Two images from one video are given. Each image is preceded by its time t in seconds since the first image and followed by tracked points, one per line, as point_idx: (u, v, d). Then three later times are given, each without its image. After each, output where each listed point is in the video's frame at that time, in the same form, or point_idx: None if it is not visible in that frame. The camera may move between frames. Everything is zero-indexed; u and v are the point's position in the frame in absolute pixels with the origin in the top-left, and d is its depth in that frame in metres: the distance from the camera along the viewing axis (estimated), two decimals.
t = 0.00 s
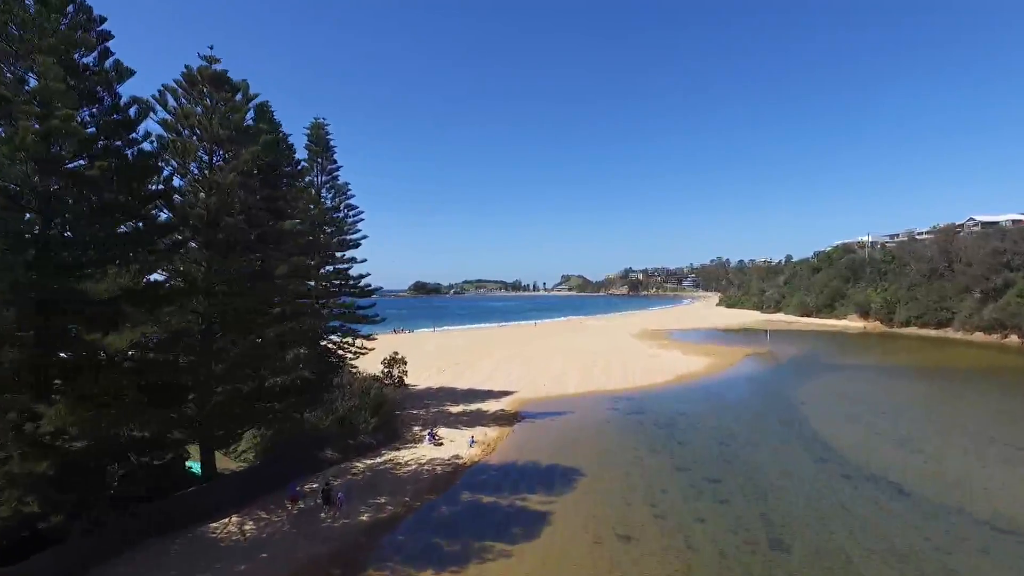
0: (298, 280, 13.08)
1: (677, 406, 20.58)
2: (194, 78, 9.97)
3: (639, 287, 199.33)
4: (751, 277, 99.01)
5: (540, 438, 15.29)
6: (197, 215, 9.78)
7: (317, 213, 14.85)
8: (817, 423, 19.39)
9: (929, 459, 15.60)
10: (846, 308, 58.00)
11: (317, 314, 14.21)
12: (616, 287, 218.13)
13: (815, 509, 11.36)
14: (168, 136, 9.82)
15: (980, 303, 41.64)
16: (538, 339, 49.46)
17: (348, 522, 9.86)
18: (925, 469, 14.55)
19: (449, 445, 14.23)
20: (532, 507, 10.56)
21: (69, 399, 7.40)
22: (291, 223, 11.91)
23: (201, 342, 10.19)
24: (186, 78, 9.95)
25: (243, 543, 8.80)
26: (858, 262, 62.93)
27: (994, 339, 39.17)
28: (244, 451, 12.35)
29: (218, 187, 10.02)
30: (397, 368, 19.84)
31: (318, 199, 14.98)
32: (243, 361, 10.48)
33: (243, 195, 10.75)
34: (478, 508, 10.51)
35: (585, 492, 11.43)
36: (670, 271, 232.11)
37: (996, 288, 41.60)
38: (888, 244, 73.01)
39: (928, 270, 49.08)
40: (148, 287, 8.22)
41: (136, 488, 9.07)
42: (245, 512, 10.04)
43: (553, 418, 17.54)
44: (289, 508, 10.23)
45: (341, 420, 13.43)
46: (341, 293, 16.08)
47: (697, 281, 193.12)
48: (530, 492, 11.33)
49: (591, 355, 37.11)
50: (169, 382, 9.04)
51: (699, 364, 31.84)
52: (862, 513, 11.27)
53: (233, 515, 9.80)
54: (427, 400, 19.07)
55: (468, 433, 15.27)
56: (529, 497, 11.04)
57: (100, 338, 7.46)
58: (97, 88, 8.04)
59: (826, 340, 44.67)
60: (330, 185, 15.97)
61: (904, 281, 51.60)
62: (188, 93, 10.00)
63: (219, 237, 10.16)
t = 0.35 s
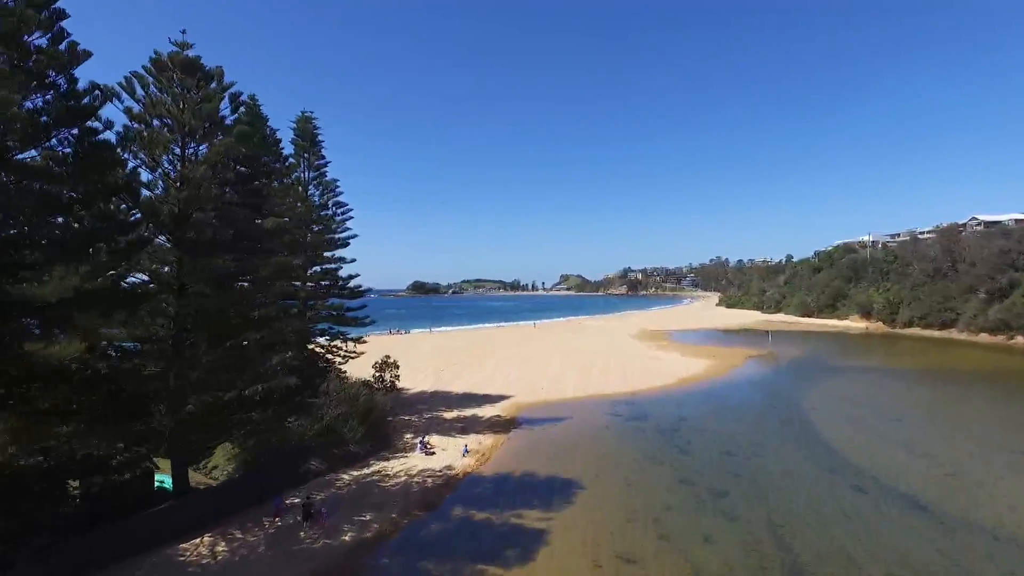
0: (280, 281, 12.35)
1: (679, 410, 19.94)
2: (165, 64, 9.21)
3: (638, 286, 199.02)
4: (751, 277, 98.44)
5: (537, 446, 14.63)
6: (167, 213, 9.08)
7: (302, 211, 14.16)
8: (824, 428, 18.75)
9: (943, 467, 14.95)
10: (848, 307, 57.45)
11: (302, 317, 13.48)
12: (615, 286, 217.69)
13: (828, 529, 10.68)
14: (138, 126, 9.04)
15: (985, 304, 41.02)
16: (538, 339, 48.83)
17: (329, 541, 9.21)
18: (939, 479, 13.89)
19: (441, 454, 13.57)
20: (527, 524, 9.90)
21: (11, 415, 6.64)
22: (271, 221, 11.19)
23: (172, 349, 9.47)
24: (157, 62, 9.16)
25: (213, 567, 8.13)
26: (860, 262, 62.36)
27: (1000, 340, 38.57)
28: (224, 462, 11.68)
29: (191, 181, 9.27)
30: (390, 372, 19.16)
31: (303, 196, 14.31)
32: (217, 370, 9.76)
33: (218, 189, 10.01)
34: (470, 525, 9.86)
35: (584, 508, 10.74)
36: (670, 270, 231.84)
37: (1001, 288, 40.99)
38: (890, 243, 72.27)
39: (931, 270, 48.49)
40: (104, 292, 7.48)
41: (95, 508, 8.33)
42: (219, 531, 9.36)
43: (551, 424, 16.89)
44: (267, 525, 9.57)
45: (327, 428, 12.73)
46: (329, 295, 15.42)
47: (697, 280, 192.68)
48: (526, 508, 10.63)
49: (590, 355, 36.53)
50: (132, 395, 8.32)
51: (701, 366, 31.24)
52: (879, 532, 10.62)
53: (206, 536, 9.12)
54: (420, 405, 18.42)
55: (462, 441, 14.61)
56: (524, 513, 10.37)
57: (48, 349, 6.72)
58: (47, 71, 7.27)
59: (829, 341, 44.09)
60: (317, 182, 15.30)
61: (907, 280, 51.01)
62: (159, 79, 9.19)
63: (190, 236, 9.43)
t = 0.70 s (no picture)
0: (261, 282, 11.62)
1: (682, 415, 19.28)
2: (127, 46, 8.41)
3: (637, 286, 198.66)
4: (751, 277, 97.86)
5: (535, 454, 13.94)
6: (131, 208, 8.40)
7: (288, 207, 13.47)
8: (833, 432, 18.04)
9: (962, 471, 14.21)
10: (850, 307, 56.82)
11: (283, 319, 12.78)
12: (615, 286, 217.07)
13: (842, 539, 9.99)
14: (100, 113, 8.30)
15: (990, 304, 40.38)
16: (536, 339, 48.12)
17: (309, 563, 8.49)
18: (958, 484, 13.16)
19: (434, 463, 12.89)
20: (523, 542, 9.22)
21: None
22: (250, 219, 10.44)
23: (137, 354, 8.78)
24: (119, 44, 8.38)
25: None
26: (862, 262, 61.75)
27: (1006, 341, 37.91)
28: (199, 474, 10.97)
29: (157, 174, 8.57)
30: (383, 375, 18.48)
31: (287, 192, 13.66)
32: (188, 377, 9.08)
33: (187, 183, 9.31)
34: (461, 543, 9.18)
35: (584, 523, 10.04)
36: (669, 270, 231.39)
37: (1007, 288, 40.33)
38: (891, 243, 71.71)
39: (935, 270, 47.88)
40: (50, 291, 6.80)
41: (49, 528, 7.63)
42: (187, 549, 8.68)
43: (549, 431, 16.20)
44: (242, 546, 8.86)
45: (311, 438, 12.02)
46: (317, 296, 14.74)
47: (696, 280, 192.16)
48: (521, 524, 9.93)
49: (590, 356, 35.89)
50: (86, 405, 7.66)
51: (703, 368, 30.58)
52: (899, 542, 9.95)
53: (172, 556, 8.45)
54: (414, 410, 17.74)
55: (455, 449, 13.92)
56: (518, 530, 9.68)
57: None
58: None
59: (832, 342, 43.42)
60: (304, 176, 14.65)
61: (910, 280, 50.41)
62: (125, 63, 8.42)
63: (156, 233, 8.75)
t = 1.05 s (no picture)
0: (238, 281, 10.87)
1: (686, 420, 18.58)
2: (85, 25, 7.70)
3: (637, 286, 198.19)
4: (752, 277, 97.23)
5: (532, 464, 13.23)
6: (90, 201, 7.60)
7: (271, 204, 12.79)
8: (844, 437, 17.33)
9: (983, 477, 13.49)
10: (852, 307, 56.17)
11: (262, 323, 12.11)
12: (614, 286, 216.47)
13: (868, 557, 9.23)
14: (56, 98, 7.59)
15: (997, 305, 39.70)
16: (535, 340, 47.42)
17: None
18: (981, 491, 12.44)
19: (425, 475, 12.18)
20: (518, 564, 8.52)
21: None
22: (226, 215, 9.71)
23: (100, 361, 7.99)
24: (76, 23, 7.68)
25: None
26: (865, 262, 61.10)
27: (1013, 342, 37.23)
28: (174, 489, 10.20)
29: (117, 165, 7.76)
30: (375, 379, 17.79)
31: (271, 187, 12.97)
32: (157, 386, 8.39)
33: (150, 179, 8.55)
34: (451, 566, 8.49)
35: (585, 542, 9.33)
36: (668, 270, 230.79)
37: (1013, 288, 39.65)
38: (894, 243, 71.05)
39: (939, 270, 47.23)
40: None
41: None
42: None
43: (548, 438, 15.51)
44: (215, 570, 8.13)
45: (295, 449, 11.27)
46: (303, 297, 14.04)
47: (695, 279, 191.66)
48: (517, 544, 9.21)
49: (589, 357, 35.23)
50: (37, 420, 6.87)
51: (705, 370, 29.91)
52: (925, 556, 9.25)
53: None
54: (407, 415, 17.03)
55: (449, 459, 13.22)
56: (514, 550, 8.96)
57: None
58: None
59: (836, 343, 42.73)
60: (289, 171, 13.97)
61: (914, 281, 49.75)
62: (83, 44, 7.73)
63: (118, 230, 7.82)
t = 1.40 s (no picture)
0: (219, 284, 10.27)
1: (689, 426, 18.00)
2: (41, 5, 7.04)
3: (636, 285, 197.68)
4: (752, 276, 96.70)
5: (531, 475, 12.63)
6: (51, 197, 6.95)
7: (257, 201, 12.18)
8: (854, 441, 16.73)
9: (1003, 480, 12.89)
10: (854, 308, 55.65)
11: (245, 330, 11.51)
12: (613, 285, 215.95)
13: None
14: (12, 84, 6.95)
15: (1002, 306, 39.14)
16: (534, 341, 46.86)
17: None
18: (1004, 497, 11.83)
19: (419, 487, 11.57)
20: None
21: None
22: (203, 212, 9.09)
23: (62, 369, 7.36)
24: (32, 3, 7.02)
25: None
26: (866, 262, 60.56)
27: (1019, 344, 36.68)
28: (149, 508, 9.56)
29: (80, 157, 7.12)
30: (368, 384, 17.18)
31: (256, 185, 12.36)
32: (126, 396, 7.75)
33: (120, 172, 7.91)
34: None
35: (588, 562, 8.73)
36: (668, 270, 230.29)
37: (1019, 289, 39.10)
38: (895, 243, 70.51)
39: (943, 270, 46.68)
40: None
41: None
42: None
43: (547, 446, 14.92)
44: None
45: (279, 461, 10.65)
46: (292, 299, 13.43)
47: (695, 279, 191.15)
48: (515, 565, 8.61)
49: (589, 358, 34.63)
50: None
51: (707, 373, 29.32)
52: (949, 573, 8.67)
53: None
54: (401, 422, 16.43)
55: (443, 470, 12.61)
56: (511, 572, 8.36)
57: None
58: None
59: (839, 345, 42.18)
60: (276, 167, 13.36)
61: (917, 281, 49.20)
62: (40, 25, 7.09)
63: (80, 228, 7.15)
